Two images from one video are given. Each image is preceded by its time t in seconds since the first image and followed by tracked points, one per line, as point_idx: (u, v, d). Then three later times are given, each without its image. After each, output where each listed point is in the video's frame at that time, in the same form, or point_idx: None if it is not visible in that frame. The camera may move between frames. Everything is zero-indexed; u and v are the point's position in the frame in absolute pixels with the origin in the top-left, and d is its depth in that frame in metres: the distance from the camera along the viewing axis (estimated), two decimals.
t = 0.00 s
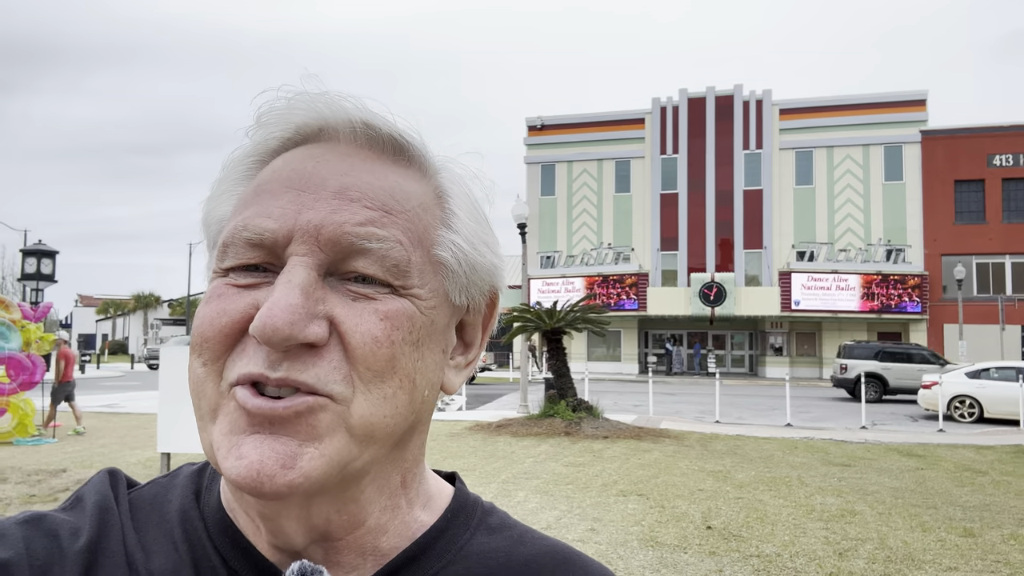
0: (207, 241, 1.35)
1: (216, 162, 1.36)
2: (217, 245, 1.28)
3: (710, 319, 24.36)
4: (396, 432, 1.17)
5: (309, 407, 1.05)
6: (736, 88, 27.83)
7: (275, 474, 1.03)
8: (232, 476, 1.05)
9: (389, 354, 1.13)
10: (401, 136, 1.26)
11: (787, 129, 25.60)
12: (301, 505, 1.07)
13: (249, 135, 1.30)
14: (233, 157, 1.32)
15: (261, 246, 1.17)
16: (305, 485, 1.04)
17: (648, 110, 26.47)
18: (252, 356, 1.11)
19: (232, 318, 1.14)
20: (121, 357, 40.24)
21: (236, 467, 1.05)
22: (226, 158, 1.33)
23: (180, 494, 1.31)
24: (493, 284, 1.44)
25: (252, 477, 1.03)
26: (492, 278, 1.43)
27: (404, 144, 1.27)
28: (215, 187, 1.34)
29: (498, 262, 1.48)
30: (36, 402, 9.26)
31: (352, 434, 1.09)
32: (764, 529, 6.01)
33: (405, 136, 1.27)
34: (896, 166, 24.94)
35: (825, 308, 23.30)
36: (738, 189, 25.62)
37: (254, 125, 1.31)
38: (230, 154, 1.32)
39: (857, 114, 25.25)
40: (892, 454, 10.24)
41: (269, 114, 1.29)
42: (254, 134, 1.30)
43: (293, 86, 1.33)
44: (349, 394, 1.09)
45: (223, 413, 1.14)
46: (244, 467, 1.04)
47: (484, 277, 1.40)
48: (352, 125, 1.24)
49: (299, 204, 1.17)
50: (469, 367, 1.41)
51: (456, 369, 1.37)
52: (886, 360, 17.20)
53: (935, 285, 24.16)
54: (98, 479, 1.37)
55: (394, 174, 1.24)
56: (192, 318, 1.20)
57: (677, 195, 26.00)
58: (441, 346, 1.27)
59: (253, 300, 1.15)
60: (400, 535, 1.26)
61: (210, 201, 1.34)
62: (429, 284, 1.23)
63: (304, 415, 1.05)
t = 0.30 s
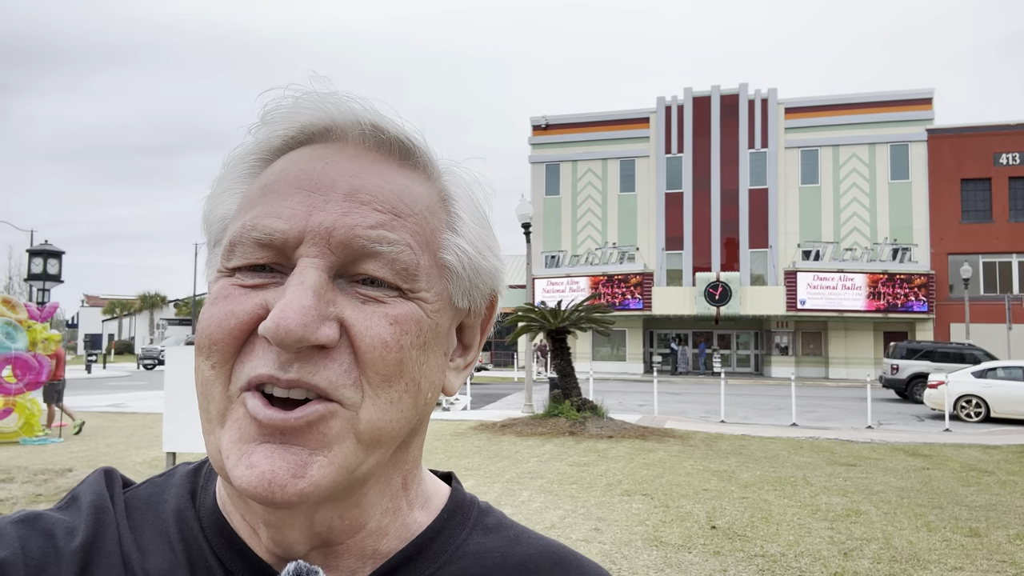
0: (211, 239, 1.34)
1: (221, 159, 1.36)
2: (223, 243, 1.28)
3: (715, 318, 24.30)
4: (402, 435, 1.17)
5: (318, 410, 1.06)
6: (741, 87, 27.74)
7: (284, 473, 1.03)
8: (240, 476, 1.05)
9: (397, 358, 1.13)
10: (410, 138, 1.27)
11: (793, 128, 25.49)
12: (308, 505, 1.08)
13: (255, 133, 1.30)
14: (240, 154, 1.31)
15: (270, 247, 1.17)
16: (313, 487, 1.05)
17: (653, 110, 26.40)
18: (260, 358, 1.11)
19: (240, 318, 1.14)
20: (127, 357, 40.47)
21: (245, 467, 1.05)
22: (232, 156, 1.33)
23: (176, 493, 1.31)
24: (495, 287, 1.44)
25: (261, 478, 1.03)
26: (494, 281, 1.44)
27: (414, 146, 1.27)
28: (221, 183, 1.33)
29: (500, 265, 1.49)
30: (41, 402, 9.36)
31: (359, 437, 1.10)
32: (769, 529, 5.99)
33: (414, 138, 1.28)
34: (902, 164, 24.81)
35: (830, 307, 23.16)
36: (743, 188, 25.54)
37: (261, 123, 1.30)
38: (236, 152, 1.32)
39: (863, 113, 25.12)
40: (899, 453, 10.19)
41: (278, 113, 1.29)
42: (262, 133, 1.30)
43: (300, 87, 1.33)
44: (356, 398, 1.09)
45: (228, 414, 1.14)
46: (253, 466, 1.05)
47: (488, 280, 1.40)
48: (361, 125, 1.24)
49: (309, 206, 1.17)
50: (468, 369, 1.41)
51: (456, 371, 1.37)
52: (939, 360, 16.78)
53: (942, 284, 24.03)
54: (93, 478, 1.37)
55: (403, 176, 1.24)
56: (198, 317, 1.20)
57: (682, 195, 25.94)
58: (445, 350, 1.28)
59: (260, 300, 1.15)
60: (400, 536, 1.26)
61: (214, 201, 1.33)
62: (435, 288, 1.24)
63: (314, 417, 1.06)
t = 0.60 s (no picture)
0: (214, 239, 1.35)
1: (225, 160, 1.36)
2: (228, 244, 1.29)
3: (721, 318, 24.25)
4: (408, 436, 1.18)
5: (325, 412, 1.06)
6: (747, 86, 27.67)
7: (289, 477, 1.04)
8: (245, 479, 1.05)
9: (403, 361, 1.14)
10: (416, 141, 1.28)
11: (799, 127, 25.41)
12: (313, 507, 1.09)
13: (261, 134, 1.31)
14: (245, 155, 1.32)
15: (276, 249, 1.18)
16: (319, 489, 1.05)
17: (658, 109, 26.36)
18: (266, 360, 1.12)
19: (246, 320, 1.15)
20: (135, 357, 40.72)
21: (251, 469, 1.06)
22: (236, 156, 1.33)
23: (176, 494, 1.33)
24: (497, 289, 1.45)
25: (268, 481, 1.04)
26: (496, 282, 1.44)
27: (419, 149, 1.28)
28: (226, 184, 1.34)
29: (503, 267, 1.50)
30: (49, 402, 9.40)
31: (365, 439, 1.11)
32: (774, 529, 5.97)
33: (419, 141, 1.29)
34: (909, 163, 24.69)
35: (836, 306, 23.04)
36: (748, 187, 25.47)
37: (266, 124, 1.31)
38: (241, 152, 1.32)
39: (869, 111, 25.01)
40: (905, 453, 10.15)
41: (284, 113, 1.30)
42: (268, 134, 1.30)
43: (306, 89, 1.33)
44: (363, 399, 1.10)
45: (233, 415, 1.15)
46: (259, 469, 1.05)
47: (490, 282, 1.41)
48: (367, 127, 1.25)
49: (316, 208, 1.17)
50: (470, 370, 1.42)
51: (458, 372, 1.38)
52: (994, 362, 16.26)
53: (948, 283, 23.90)
54: (92, 478, 1.38)
55: (408, 179, 1.25)
56: (202, 318, 1.20)
57: (687, 194, 25.89)
58: (448, 352, 1.29)
59: (267, 302, 1.16)
60: (401, 537, 1.27)
61: (218, 201, 1.34)
62: (440, 291, 1.24)
63: (321, 419, 1.07)
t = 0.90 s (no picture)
0: (211, 242, 1.35)
1: (221, 162, 1.36)
2: (225, 247, 1.29)
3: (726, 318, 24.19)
4: (408, 439, 1.18)
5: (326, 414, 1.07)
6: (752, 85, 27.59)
7: (290, 480, 1.04)
8: (245, 482, 1.05)
9: (405, 365, 1.14)
10: (414, 143, 1.28)
11: (804, 126, 25.33)
12: (313, 510, 1.09)
13: (258, 136, 1.31)
14: (240, 157, 1.32)
15: (275, 254, 1.17)
16: (319, 493, 1.05)
17: (663, 108, 26.32)
18: (265, 364, 1.13)
19: (243, 323, 1.15)
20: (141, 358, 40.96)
21: (250, 473, 1.06)
22: (232, 158, 1.34)
23: (173, 495, 1.33)
24: (496, 290, 1.45)
25: (267, 485, 1.04)
26: (495, 283, 1.44)
27: (417, 151, 1.28)
28: (222, 186, 1.34)
29: (503, 269, 1.50)
30: (56, 402, 9.45)
31: (367, 443, 1.11)
32: (780, 529, 5.95)
33: (418, 143, 1.28)
34: (916, 162, 24.56)
35: (843, 306, 22.95)
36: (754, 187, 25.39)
37: (263, 125, 1.31)
38: (237, 155, 1.33)
39: (876, 110, 24.91)
40: (911, 453, 10.11)
41: (281, 116, 1.30)
42: (264, 135, 1.30)
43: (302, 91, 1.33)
44: (364, 403, 1.11)
45: (231, 418, 1.16)
46: (258, 473, 1.05)
47: (490, 284, 1.41)
48: (363, 128, 1.25)
49: (314, 213, 1.18)
50: (468, 372, 1.42)
51: (456, 374, 1.38)
52: None
53: (955, 283, 23.76)
54: (89, 479, 1.39)
55: (406, 181, 1.25)
56: (200, 321, 1.21)
57: (692, 194, 25.83)
58: (447, 354, 1.29)
59: (265, 306, 1.16)
60: (399, 539, 1.27)
61: (215, 203, 1.34)
62: (439, 294, 1.24)
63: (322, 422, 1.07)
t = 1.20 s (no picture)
0: (213, 241, 1.35)
1: (224, 161, 1.36)
2: (227, 246, 1.29)
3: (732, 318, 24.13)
4: (412, 438, 1.18)
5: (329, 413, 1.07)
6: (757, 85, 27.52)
7: (294, 476, 1.03)
8: (248, 477, 1.05)
9: (409, 363, 1.14)
10: (417, 141, 1.27)
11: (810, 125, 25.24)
12: (316, 507, 1.09)
13: (259, 134, 1.31)
14: (243, 156, 1.32)
15: (278, 254, 1.17)
16: (324, 490, 1.05)
17: (668, 108, 26.26)
18: (268, 362, 1.13)
19: (247, 321, 1.15)
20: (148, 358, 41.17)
21: (254, 470, 1.05)
22: (234, 156, 1.34)
23: (174, 494, 1.33)
24: (498, 288, 1.45)
25: (271, 481, 1.03)
26: (498, 281, 1.44)
27: (420, 149, 1.27)
28: (224, 184, 1.34)
29: (505, 268, 1.49)
30: (63, 402, 9.54)
31: (372, 441, 1.11)
32: (785, 530, 5.93)
33: (420, 141, 1.28)
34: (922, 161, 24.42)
35: (849, 306, 22.85)
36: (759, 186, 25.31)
37: (264, 124, 1.31)
38: (239, 153, 1.32)
39: (882, 109, 24.80)
40: (918, 453, 10.05)
41: (282, 115, 1.30)
42: (266, 133, 1.30)
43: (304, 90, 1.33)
44: (370, 400, 1.11)
45: (235, 415, 1.15)
46: (261, 469, 1.05)
47: (492, 282, 1.41)
48: (366, 127, 1.25)
49: (318, 212, 1.18)
50: (471, 370, 1.41)
51: (459, 373, 1.38)
52: None
53: (963, 282, 23.62)
54: (91, 477, 1.39)
55: (409, 180, 1.25)
56: (204, 320, 1.21)
57: (697, 193, 25.77)
58: (451, 352, 1.28)
59: (269, 305, 1.16)
60: (401, 538, 1.27)
61: (218, 202, 1.34)
62: (442, 293, 1.24)
63: (326, 419, 1.07)
